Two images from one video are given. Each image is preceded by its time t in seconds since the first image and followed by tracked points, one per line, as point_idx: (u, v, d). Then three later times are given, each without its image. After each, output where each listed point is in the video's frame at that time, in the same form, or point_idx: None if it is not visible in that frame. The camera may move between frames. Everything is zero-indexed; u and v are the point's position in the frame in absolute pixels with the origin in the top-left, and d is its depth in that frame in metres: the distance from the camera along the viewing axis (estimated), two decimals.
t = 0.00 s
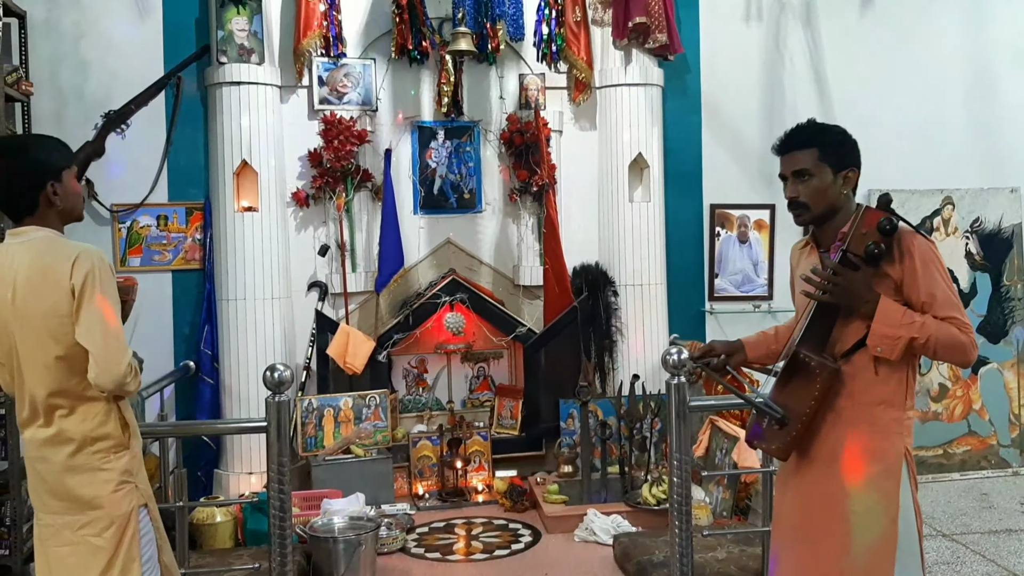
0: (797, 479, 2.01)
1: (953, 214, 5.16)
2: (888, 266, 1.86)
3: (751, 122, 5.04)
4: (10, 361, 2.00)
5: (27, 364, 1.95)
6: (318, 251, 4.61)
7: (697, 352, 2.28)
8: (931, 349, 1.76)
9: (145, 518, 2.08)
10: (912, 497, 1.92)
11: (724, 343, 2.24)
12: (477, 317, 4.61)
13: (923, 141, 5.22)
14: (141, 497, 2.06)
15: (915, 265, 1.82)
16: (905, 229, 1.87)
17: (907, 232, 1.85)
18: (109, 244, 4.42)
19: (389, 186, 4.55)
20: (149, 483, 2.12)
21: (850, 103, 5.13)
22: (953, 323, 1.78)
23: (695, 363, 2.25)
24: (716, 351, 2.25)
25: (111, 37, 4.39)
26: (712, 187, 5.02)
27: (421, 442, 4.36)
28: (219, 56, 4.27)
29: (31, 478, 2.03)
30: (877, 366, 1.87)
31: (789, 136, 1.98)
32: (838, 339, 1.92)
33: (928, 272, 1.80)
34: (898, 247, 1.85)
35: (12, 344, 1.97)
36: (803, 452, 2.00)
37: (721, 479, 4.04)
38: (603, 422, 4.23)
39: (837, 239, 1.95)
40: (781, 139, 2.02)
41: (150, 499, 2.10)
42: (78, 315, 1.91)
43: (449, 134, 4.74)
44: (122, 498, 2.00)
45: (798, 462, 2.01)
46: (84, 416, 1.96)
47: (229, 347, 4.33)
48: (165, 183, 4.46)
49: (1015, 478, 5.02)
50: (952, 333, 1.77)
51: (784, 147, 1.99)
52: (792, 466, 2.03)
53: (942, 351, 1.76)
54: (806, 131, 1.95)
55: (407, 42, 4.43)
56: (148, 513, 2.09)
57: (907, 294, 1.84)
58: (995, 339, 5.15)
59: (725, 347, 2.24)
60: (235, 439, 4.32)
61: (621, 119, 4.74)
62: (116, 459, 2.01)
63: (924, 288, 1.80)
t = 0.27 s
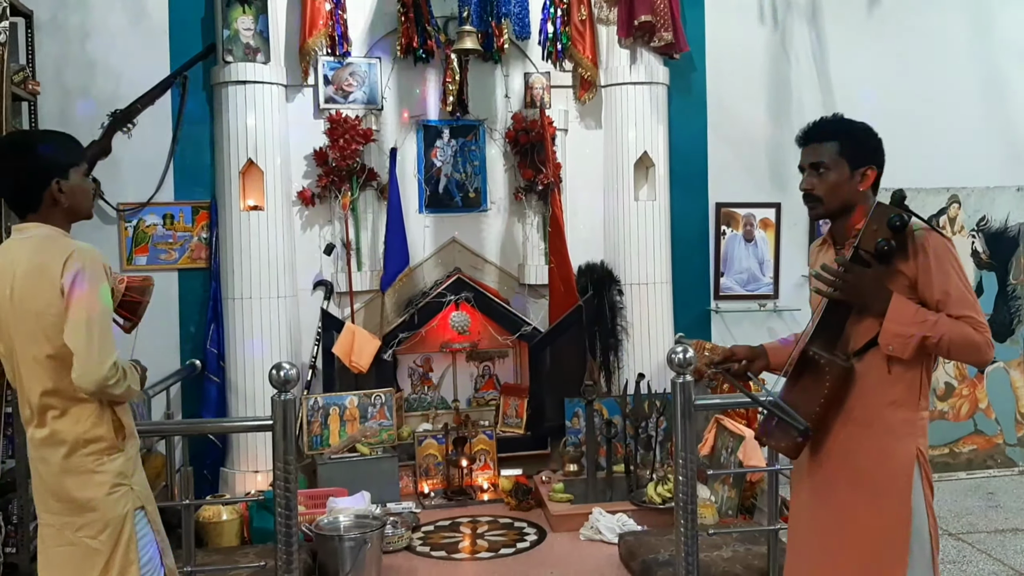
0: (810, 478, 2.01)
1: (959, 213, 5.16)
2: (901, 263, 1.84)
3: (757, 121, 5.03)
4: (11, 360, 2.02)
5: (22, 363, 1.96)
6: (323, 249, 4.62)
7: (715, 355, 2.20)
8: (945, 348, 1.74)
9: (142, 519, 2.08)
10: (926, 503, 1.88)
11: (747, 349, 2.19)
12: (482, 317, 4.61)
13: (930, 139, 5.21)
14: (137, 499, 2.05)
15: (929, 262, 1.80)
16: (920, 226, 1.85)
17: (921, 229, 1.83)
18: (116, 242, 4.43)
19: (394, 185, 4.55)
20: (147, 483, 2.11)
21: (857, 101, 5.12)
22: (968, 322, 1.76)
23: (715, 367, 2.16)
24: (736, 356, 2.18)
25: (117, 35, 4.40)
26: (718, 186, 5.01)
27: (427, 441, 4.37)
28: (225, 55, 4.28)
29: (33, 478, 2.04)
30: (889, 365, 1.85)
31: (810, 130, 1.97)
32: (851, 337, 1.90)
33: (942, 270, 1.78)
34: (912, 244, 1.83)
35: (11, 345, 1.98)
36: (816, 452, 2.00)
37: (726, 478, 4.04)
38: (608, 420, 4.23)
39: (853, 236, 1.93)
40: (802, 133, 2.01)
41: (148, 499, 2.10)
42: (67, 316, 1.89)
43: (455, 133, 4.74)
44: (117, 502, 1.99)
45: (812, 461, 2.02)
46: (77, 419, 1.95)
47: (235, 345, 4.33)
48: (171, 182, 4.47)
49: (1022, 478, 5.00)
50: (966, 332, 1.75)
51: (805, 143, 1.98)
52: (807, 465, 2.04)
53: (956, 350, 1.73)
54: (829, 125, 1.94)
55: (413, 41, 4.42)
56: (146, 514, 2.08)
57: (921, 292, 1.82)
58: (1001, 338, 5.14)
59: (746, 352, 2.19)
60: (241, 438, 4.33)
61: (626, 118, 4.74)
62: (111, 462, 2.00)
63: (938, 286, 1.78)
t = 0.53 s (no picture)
0: (822, 475, 2.00)
1: (967, 211, 5.16)
2: (915, 262, 1.83)
3: (765, 119, 5.02)
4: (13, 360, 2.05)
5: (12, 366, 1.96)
6: (330, 249, 4.63)
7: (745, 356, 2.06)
8: (956, 350, 1.71)
9: (119, 538, 1.98)
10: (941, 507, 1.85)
11: (777, 350, 2.06)
12: (488, 316, 4.62)
13: (938, 137, 5.19)
14: (110, 516, 1.95)
15: (944, 261, 1.77)
16: (937, 225, 1.82)
17: (938, 229, 1.81)
18: (124, 242, 4.44)
19: (401, 184, 4.55)
20: (129, 501, 2.01)
21: (865, 100, 5.10)
22: (984, 324, 1.72)
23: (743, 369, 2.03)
24: (766, 356, 2.06)
25: (124, 35, 4.42)
26: (724, 185, 5.00)
27: (433, 440, 4.37)
28: (231, 55, 4.28)
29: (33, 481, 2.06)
30: (902, 366, 1.83)
31: (835, 123, 1.96)
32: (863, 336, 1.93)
33: (958, 270, 1.75)
34: (927, 244, 1.81)
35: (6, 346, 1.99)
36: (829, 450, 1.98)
37: (733, 477, 4.03)
38: (615, 419, 4.22)
39: (868, 233, 1.91)
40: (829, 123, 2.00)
41: (126, 518, 1.99)
42: (44, 316, 1.87)
43: (461, 132, 4.74)
44: (84, 518, 1.91)
45: (824, 458, 2.01)
46: (55, 425, 1.92)
47: (242, 344, 4.34)
48: (178, 182, 4.48)
49: None
50: (980, 334, 1.71)
51: (829, 136, 1.97)
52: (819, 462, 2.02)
53: (968, 353, 1.71)
54: (856, 120, 1.92)
55: (419, 40, 4.42)
56: (121, 534, 1.98)
57: (937, 292, 1.79)
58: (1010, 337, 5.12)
59: (776, 353, 2.06)
60: (248, 437, 4.34)
61: (633, 117, 4.73)
62: (83, 475, 1.93)
63: (953, 287, 1.75)
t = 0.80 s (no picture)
0: (837, 477, 2.01)
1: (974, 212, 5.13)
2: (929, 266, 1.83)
3: (771, 119, 5.01)
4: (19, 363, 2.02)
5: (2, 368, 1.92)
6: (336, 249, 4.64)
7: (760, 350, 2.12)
8: (968, 356, 1.70)
9: (81, 563, 1.84)
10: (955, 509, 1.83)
11: (791, 344, 2.10)
12: (495, 316, 4.61)
13: (945, 137, 5.18)
14: (67, 539, 1.82)
15: (957, 265, 1.78)
16: (952, 229, 1.82)
17: (953, 232, 1.81)
18: (131, 243, 4.45)
19: (407, 185, 4.56)
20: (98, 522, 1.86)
21: (872, 99, 5.09)
22: (996, 330, 1.70)
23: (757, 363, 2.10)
24: (780, 351, 2.10)
25: (132, 37, 4.43)
26: (731, 185, 5.00)
27: (439, 440, 4.37)
28: (238, 56, 4.29)
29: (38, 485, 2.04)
30: (915, 371, 1.82)
31: (859, 119, 1.94)
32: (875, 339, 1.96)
33: (971, 274, 1.75)
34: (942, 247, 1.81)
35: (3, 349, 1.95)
36: (844, 453, 2.00)
37: (739, 478, 4.02)
38: (621, 420, 4.22)
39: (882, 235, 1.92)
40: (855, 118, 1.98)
41: (89, 543, 1.83)
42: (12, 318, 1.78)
43: (468, 133, 4.74)
44: (41, 537, 1.81)
45: (840, 461, 2.02)
46: (23, 435, 1.82)
47: (249, 345, 4.35)
48: (185, 183, 4.49)
49: None
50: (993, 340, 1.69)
51: (853, 131, 1.96)
52: (836, 464, 2.03)
53: (981, 359, 1.69)
54: (880, 117, 1.91)
55: (425, 40, 4.43)
56: (82, 559, 1.83)
57: (951, 296, 1.79)
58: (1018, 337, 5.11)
59: (791, 348, 2.10)
60: (255, 437, 4.35)
61: (639, 117, 4.73)
62: (45, 491, 1.81)
63: (967, 291, 1.75)
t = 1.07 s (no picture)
0: (847, 480, 2.00)
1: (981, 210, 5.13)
2: (942, 266, 1.83)
3: (777, 118, 5.00)
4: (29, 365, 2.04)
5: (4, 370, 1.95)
6: (341, 249, 4.64)
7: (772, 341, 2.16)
8: (978, 359, 1.69)
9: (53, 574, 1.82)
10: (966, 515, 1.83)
11: (802, 333, 2.13)
12: (500, 316, 4.62)
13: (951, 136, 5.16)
14: (40, 548, 1.80)
15: (970, 265, 1.77)
16: (966, 229, 1.81)
17: (967, 233, 1.80)
18: (136, 243, 4.46)
19: (411, 184, 4.56)
20: (75, 533, 1.84)
21: (878, 98, 5.08)
22: (1007, 334, 1.70)
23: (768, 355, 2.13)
24: (791, 341, 2.13)
25: (138, 37, 4.44)
26: (736, 184, 4.99)
27: (444, 440, 4.37)
28: (243, 56, 4.29)
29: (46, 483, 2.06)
30: (926, 373, 1.82)
31: (873, 117, 1.95)
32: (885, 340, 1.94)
33: (984, 276, 1.75)
34: (955, 248, 1.81)
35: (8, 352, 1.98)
36: (854, 455, 1.98)
37: (745, 477, 4.02)
38: (627, 419, 4.21)
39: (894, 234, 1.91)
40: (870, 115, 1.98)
41: (62, 554, 1.82)
42: None
43: (473, 132, 4.75)
44: (15, 545, 1.80)
45: (850, 463, 2.00)
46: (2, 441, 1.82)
47: (254, 345, 4.36)
48: (190, 183, 4.50)
49: None
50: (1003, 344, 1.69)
51: (867, 128, 1.96)
52: (846, 467, 2.02)
53: (991, 363, 1.68)
54: (895, 116, 1.91)
55: (430, 40, 4.42)
56: (54, 571, 1.81)
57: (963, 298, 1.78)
58: None
59: (802, 338, 2.12)
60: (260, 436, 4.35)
61: (644, 117, 4.72)
62: (20, 499, 1.80)
63: (980, 293, 1.75)
